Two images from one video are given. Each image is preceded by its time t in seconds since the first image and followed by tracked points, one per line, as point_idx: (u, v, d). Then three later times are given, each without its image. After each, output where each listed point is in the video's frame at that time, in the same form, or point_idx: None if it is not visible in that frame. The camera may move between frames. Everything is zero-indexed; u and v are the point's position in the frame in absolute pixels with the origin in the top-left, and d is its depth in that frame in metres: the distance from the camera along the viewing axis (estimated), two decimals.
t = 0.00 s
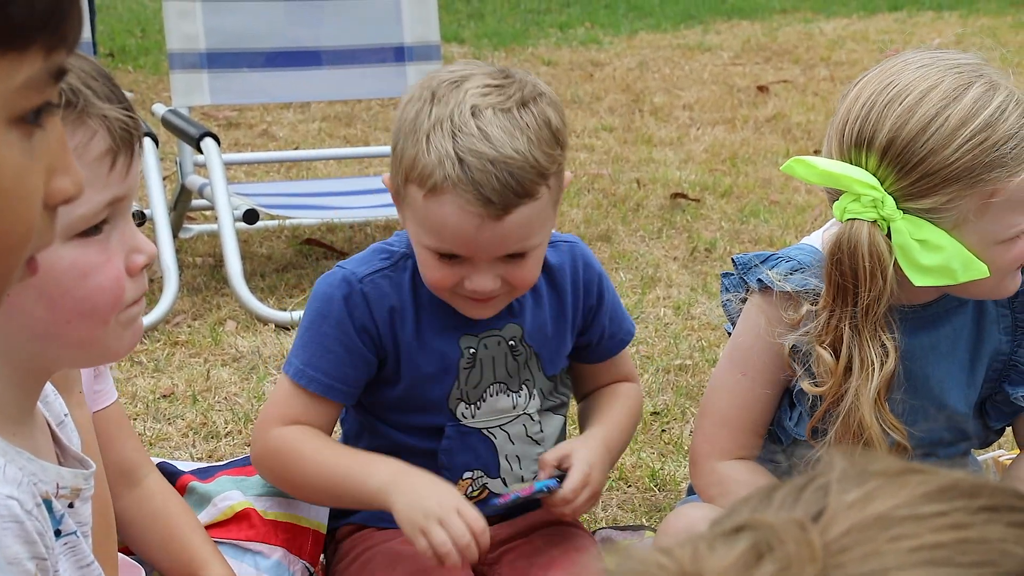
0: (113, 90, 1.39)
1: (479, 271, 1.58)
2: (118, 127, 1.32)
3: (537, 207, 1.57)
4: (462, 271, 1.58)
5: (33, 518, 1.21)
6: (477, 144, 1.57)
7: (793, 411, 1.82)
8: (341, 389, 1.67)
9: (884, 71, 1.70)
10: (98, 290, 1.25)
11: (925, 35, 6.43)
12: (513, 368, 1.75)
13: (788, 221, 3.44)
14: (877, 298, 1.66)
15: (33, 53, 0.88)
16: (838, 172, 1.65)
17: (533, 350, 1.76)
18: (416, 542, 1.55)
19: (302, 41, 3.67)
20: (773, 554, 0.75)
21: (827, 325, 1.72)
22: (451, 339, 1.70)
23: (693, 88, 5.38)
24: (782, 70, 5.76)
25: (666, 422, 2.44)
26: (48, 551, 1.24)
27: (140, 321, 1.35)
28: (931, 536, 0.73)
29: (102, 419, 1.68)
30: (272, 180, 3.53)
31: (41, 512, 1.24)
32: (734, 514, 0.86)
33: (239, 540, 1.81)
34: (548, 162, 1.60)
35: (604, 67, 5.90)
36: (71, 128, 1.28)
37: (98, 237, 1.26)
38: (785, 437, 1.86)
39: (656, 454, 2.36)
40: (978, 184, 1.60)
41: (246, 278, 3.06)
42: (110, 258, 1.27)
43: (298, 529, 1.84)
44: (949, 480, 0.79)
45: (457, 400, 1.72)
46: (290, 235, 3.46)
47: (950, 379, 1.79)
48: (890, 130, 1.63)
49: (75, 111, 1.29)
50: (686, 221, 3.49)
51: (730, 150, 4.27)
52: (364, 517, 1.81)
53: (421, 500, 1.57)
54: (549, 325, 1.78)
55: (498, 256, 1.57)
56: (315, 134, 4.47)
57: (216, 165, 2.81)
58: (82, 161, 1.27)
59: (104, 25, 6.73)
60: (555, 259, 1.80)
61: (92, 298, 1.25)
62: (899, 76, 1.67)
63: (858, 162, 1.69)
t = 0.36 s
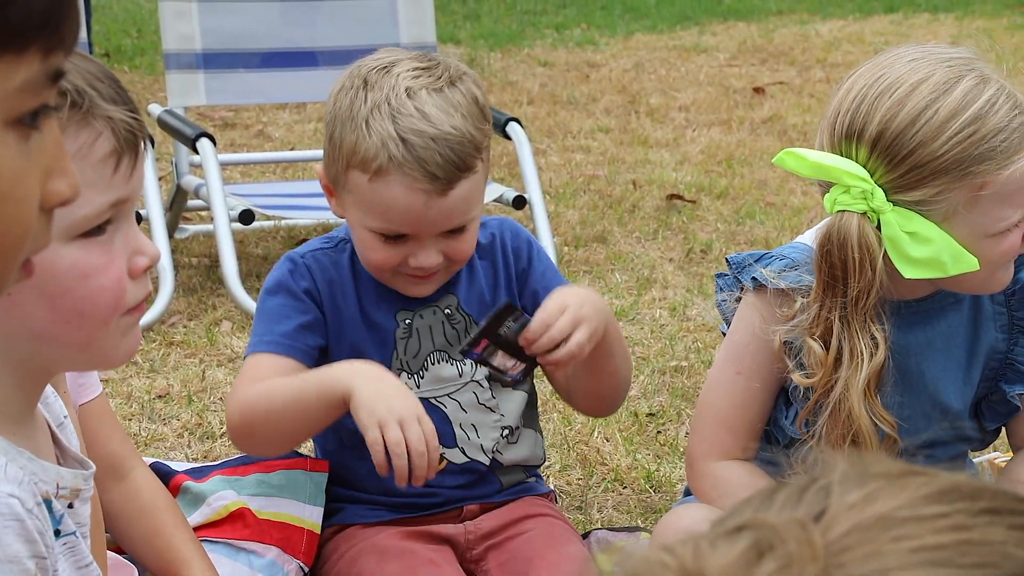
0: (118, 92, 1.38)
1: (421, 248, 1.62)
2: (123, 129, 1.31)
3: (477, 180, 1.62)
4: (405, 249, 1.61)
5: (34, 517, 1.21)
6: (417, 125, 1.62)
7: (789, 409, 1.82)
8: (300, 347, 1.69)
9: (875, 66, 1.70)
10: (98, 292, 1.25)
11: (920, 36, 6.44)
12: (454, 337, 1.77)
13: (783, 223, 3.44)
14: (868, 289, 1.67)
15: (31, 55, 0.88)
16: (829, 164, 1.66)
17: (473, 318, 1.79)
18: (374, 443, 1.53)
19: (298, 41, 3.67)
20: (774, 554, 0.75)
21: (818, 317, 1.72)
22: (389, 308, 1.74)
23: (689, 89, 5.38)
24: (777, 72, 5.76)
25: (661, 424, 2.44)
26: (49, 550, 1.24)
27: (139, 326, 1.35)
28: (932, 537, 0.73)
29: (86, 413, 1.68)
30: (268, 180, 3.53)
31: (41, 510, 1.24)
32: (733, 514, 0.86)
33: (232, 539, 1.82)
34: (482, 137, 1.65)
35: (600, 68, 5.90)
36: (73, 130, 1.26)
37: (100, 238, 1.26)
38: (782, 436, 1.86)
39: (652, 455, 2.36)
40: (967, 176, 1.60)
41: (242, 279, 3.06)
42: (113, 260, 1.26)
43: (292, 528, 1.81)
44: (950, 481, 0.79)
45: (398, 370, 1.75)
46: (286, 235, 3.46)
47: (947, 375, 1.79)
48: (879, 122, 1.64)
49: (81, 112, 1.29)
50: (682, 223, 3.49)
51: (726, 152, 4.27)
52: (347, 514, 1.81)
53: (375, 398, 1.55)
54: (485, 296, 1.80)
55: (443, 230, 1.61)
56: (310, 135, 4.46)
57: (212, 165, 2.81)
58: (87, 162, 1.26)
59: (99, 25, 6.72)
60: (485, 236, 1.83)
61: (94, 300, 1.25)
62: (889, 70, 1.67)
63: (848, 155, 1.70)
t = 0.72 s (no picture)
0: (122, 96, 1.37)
1: (435, 243, 1.60)
2: (125, 133, 1.31)
3: (488, 167, 1.61)
4: (420, 245, 1.60)
5: (32, 518, 1.21)
6: (421, 110, 1.62)
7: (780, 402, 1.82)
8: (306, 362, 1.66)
9: (855, 49, 1.72)
10: (96, 294, 1.25)
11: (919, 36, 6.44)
12: (474, 372, 1.74)
13: (782, 222, 3.44)
14: (847, 267, 1.68)
15: (25, 54, 0.88)
16: (809, 142, 1.67)
17: (495, 353, 1.75)
18: None
19: (296, 42, 3.67)
20: (763, 551, 0.74)
21: (798, 298, 1.73)
22: (408, 338, 1.72)
23: (688, 89, 5.38)
24: (776, 72, 5.77)
25: (661, 423, 2.44)
26: (46, 550, 1.24)
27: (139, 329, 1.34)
28: (920, 533, 0.73)
29: (83, 412, 1.66)
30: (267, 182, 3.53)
31: (39, 512, 1.24)
32: (725, 511, 0.86)
33: (233, 540, 1.82)
34: (495, 126, 1.64)
35: (599, 68, 5.90)
36: (75, 132, 1.26)
37: (99, 241, 1.26)
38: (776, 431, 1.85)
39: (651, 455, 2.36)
40: (946, 152, 1.62)
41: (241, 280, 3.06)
42: (111, 263, 1.26)
43: (292, 528, 1.82)
44: (939, 478, 0.79)
45: (415, 405, 1.72)
46: (285, 237, 3.47)
47: (935, 364, 1.80)
48: (857, 102, 1.66)
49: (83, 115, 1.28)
50: (681, 223, 3.49)
51: (724, 151, 4.27)
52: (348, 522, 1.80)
53: (394, 540, 1.45)
54: (506, 330, 1.77)
55: (457, 223, 1.59)
56: (309, 136, 4.47)
57: (210, 167, 2.81)
58: (88, 166, 1.26)
59: (98, 28, 6.72)
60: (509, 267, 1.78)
61: (92, 303, 1.25)
62: (868, 51, 1.70)
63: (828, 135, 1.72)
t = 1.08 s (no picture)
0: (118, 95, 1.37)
1: (414, 246, 1.57)
2: (120, 132, 1.30)
3: (477, 178, 1.59)
4: (399, 247, 1.57)
5: (26, 517, 1.21)
6: (417, 111, 1.63)
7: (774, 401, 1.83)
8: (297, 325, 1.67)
9: (838, 45, 1.75)
10: (90, 293, 1.23)
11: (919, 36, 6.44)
12: (461, 371, 1.73)
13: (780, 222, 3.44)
14: (830, 258, 1.70)
15: (13, 47, 0.88)
16: (792, 135, 1.70)
17: (479, 349, 1.74)
18: None
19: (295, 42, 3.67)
20: (742, 553, 0.74)
21: (782, 290, 1.76)
22: (395, 341, 1.70)
23: (686, 89, 5.38)
24: (776, 72, 5.77)
25: (658, 423, 2.44)
26: (40, 549, 1.23)
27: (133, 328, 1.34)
28: (900, 534, 0.73)
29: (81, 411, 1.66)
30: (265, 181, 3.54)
31: (33, 510, 1.24)
32: (709, 513, 0.85)
33: (229, 538, 1.82)
34: (490, 143, 1.63)
35: (598, 68, 5.91)
36: (70, 130, 1.26)
37: (93, 240, 1.25)
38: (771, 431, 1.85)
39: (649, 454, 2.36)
40: (928, 146, 1.64)
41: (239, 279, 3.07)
42: (105, 262, 1.25)
43: (287, 526, 1.82)
44: (919, 480, 0.79)
45: (407, 409, 1.70)
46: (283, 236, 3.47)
47: (926, 361, 1.80)
48: (842, 94, 1.69)
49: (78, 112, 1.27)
50: (679, 223, 3.49)
51: (723, 151, 4.27)
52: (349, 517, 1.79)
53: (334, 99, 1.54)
54: (489, 325, 1.76)
55: (438, 229, 1.57)
56: (308, 136, 4.47)
57: (209, 167, 2.82)
58: (83, 163, 1.25)
59: (98, 26, 6.73)
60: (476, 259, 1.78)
61: (86, 302, 1.23)
62: (851, 47, 1.73)
63: (813, 129, 1.74)
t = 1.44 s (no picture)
0: (120, 84, 1.36)
1: (416, 215, 1.56)
2: (121, 123, 1.30)
3: (491, 154, 1.57)
4: (400, 214, 1.56)
5: (24, 505, 1.21)
6: (442, 78, 1.62)
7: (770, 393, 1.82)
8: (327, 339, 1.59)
9: (830, 36, 1.75)
10: (90, 284, 1.23)
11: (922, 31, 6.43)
12: (482, 374, 1.72)
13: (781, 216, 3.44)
14: (821, 248, 1.70)
15: (12, 37, 0.88)
16: (782, 126, 1.70)
17: (500, 351, 1.75)
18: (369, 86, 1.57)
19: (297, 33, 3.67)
20: (733, 544, 0.74)
21: (774, 280, 1.76)
22: (418, 340, 1.67)
23: (689, 83, 5.38)
24: (778, 66, 5.76)
25: (657, 416, 2.44)
26: (38, 538, 1.24)
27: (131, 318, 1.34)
28: (890, 527, 0.73)
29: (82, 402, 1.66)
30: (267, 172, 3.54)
31: (32, 499, 1.24)
32: (701, 505, 0.85)
33: (227, 528, 1.81)
34: (513, 127, 1.61)
35: (600, 62, 5.90)
36: (71, 120, 1.25)
37: (94, 231, 1.25)
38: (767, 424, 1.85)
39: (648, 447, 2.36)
40: (917, 138, 1.65)
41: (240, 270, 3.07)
42: (105, 252, 1.25)
43: (286, 517, 1.82)
44: (910, 472, 0.79)
45: (430, 416, 1.68)
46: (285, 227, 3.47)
47: (923, 353, 1.80)
48: (832, 85, 1.69)
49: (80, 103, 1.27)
50: (680, 217, 3.49)
51: (725, 146, 4.27)
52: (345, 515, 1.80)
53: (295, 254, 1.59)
54: (512, 330, 1.77)
55: (444, 198, 1.55)
56: (310, 127, 4.47)
57: (210, 158, 2.82)
58: (83, 154, 1.24)
59: (100, 17, 6.73)
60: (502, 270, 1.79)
61: (86, 294, 1.23)
62: (842, 39, 1.73)
63: (804, 120, 1.75)
